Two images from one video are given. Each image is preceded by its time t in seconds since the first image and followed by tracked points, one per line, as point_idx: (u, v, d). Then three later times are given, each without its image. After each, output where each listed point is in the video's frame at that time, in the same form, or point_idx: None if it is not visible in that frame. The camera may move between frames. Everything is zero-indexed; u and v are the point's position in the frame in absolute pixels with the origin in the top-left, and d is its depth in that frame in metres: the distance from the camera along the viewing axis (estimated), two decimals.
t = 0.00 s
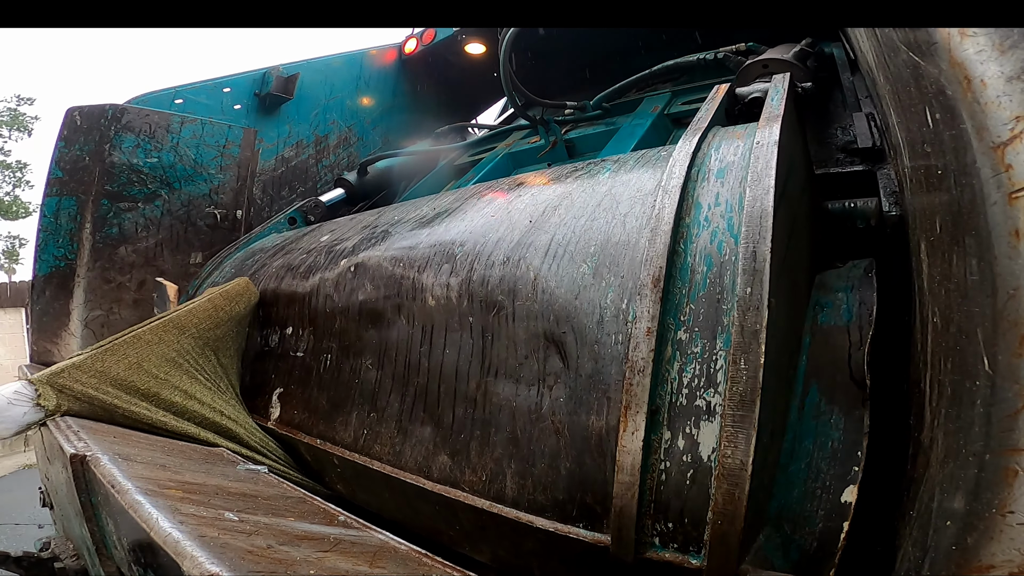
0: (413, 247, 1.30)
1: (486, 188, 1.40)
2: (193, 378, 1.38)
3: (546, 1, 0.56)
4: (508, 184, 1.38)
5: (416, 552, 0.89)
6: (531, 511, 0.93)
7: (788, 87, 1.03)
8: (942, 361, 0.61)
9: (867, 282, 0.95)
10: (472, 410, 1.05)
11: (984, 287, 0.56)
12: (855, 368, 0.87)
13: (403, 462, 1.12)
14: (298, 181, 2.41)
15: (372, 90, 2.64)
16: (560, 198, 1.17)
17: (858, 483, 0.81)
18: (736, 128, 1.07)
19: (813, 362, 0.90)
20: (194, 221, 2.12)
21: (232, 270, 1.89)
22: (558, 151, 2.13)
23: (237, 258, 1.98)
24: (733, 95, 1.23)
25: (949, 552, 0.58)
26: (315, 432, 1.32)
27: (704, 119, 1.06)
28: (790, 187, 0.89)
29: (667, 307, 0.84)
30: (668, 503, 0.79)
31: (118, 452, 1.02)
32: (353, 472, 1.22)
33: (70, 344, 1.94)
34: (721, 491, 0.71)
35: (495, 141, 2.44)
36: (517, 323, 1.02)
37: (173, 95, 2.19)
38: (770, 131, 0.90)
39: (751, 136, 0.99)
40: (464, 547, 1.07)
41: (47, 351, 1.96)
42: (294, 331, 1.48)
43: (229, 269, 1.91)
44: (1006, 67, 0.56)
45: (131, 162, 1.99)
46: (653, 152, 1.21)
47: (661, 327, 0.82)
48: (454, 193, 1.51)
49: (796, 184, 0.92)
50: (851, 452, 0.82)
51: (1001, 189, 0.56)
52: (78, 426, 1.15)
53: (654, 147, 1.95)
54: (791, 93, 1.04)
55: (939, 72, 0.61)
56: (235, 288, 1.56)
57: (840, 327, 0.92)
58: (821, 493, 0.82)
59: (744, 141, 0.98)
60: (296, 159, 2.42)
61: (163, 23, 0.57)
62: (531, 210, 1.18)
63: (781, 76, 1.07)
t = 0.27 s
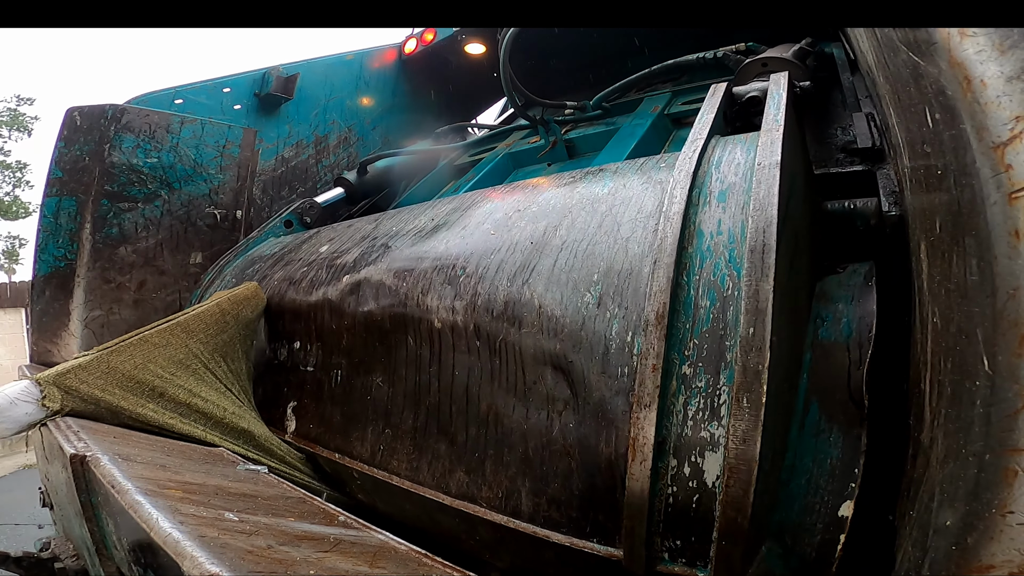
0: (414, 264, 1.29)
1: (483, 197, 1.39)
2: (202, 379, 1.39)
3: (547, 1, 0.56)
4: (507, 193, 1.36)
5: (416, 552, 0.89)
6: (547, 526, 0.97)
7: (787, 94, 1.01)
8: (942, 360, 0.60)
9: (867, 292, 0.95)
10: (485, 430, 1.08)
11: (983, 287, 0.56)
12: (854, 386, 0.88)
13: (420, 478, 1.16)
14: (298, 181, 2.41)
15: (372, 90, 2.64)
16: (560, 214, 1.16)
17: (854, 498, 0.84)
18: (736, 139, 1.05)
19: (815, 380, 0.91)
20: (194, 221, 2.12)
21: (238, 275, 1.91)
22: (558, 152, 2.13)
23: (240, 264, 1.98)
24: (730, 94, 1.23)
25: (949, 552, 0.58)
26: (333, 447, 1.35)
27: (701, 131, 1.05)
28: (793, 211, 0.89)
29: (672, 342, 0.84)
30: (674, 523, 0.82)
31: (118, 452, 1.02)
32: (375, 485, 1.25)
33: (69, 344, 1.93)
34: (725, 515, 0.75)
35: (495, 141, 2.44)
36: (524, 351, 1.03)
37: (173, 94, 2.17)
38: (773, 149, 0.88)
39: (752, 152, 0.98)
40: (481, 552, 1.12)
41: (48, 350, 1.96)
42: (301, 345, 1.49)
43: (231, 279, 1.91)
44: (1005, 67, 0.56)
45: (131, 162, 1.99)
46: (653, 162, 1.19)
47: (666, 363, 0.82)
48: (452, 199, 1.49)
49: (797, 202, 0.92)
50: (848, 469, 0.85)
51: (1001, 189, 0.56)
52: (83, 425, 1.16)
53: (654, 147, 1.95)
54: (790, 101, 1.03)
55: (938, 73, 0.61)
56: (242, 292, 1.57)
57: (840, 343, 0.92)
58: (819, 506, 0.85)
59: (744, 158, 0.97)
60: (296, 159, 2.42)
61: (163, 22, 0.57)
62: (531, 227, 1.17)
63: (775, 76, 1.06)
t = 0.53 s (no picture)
0: (417, 281, 1.30)
1: (482, 207, 1.38)
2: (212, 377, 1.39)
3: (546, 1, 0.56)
4: (506, 204, 1.35)
5: (416, 552, 0.89)
6: (562, 536, 1.00)
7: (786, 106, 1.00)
8: (942, 360, 0.60)
9: (867, 302, 0.96)
10: (498, 447, 1.11)
11: (983, 287, 0.56)
12: (854, 402, 0.89)
13: (437, 489, 1.20)
14: (298, 181, 2.41)
15: (372, 90, 2.64)
16: (561, 231, 1.15)
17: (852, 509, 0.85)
18: (738, 153, 1.04)
19: (816, 394, 0.92)
20: (194, 221, 2.12)
21: (241, 280, 1.93)
22: (558, 151, 2.14)
23: (240, 270, 1.98)
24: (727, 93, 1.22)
25: (948, 552, 0.58)
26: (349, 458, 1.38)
27: (700, 145, 1.04)
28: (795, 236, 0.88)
29: (676, 373, 0.85)
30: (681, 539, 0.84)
31: (118, 452, 1.02)
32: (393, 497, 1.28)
33: (69, 344, 1.93)
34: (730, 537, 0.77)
35: (495, 141, 2.45)
36: (533, 375, 1.05)
37: (173, 94, 2.17)
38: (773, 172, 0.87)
39: (753, 170, 0.97)
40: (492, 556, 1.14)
41: (48, 351, 1.96)
42: (311, 358, 1.51)
43: (233, 288, 1.91)
44: (1005, 67, 0.56)
45: (131, 161, 1.99)
46: (653, 172, 1.18)
47: (672, 394, 0.83)
48: (451, 207, 1.48)
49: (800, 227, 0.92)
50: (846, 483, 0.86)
51: (1000, 188, 0.56)
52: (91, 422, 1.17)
53: (654, 147, 1.95)
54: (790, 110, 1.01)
55: (939, 73, 0.61)
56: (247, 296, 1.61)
57: (840, 357, 0.93)
58: (818, 515, 0.86)
59: (746, 177, 0.96)
60: (296, 159, 2.42)
61: (162, 22, 0.57)
62: (532, 245, 1.17)
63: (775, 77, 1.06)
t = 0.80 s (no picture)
0: (420, 299, 1.29)
1: (482, 219, 1.36)
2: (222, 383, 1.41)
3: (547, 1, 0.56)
4: (506, 215, 1.34)
5: (416, 552, 0.89)
6: (577, 544, 1.02)
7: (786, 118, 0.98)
8: (942, 360, 0.60)
9: (867, 311, 0.96)
10: (511, 461, 1.12)
11: (983, 288, 0.56)
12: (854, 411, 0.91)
13: (453, 497, 1.21)
14: (298, 181, 2.41)
15: (372, 90, 2.64)
16: (562, 248, 1.14)
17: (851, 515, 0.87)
18: (740, 166, 1.02)
19: (817, 405, 0.93)
20: (194, 221, 2.12)
21: (243, 285, 1.93)
22: (558, 152, 2.14)
23: (241, 277, 1.98)
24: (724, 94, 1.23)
25: (949, 552, 0.58)
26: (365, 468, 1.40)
27: (700, 159, 1.03)
28: (797, 258, 0.88)
29: (681, 399, 0.85)
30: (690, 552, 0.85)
31: (119, 452, 1.02)
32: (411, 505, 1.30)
33: (69, 345, 1.92)
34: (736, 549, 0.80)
35: (495, 141, 2.45)
36: (544, 397, 1.06)
37: (173, 94, 2.17)
38: (774, 196, 0.86)
39: (756, 187, 0.96)
40: (506, 557, 1.15)
41: (48, 352, 1.94)
42: (320, 370, 1.53)
43: (235, 296, 1.90)
44: (1005, 67, 0.56)
45: (131, 162, 1.99)
46: (653, 184, 1.14)
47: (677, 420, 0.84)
48: (450, 214, 1.46)
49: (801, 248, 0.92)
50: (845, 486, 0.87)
51: (1000, 188, 0.55)
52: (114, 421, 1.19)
53: (654, 146, 1.95)
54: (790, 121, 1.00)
55: (939, 73, 0.61)
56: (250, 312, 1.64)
57: (840, 370, 0.94)
58: (819, 522, 0.87)
59: (747, 195, 0.95)
60: (296, 159, 2.42)
61: (160, 22, 0.56)
62: (534, 264, 1.16)
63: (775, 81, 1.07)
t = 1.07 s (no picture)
0: (425, 316, 1.29)
1: (483, 230, 1.34)
2: (231, 384, 1.42)
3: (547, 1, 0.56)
4: (507, 226, 1.32)
5: (416, 552, 0.89)
6: (590, 548, 1.03)
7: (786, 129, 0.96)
8: (942, 360, 0.60)
9: (867, 317, 0.96)
10: (524, 471, 1.13)
11: (983, 288, 0.55)
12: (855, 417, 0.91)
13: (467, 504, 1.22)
14: (298, 181, 2.41)
15: (372, 90, 2.64)
16: (565, 266, 1.13)
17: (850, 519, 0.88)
18: (740, 179, 1.00)
19: (819, 413, 0.93)
20: (194, 221, 2.12)
21: (245, 291, 1.94)
22: (558, 152, 2.14)
23: (244, 283, 1.98)
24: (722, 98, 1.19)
25: (949, 552, 0.58)
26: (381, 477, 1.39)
27: (700, 174, 1.00)
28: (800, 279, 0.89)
29: (688, 422, 0.87)
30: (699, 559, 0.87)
31: (118, 452, 1.02)
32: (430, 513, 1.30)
33: (69, 344, 1.94)
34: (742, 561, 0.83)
35: (495, 141, 2.45)
36: (554, 415, 1.06)
37: (173, 94, 2.17)
38: (775, 221, 0.85)
39: (759, 206, 0.95)
40: (523, 555, 1.16)
41: (47, 350, 1.98)
42: (330, 380, 1.52)
43: (238, 306, 1.91)
44: (1005, 67, 0.55)
45: (131, 161, 1.99)
46: (653, 197, 1.12)
47: (684, 442, 0.86)
48: (452, 223, 1.44)
49: (802, 264, 0.91)
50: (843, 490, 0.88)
51: (1000, 188, 0.55)
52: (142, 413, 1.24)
53: (654, 146, 1.94)
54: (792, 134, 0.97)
55: (939, 73, 0.60)
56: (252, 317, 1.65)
57: (841, 378, 0.94)
58: (820, 527, 0.89)
59: (749, 215, 0.94)
60: (296, 159, 2.42)
61: (160, 22, 0.56)
62: (538, 283, 1.16)
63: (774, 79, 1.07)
